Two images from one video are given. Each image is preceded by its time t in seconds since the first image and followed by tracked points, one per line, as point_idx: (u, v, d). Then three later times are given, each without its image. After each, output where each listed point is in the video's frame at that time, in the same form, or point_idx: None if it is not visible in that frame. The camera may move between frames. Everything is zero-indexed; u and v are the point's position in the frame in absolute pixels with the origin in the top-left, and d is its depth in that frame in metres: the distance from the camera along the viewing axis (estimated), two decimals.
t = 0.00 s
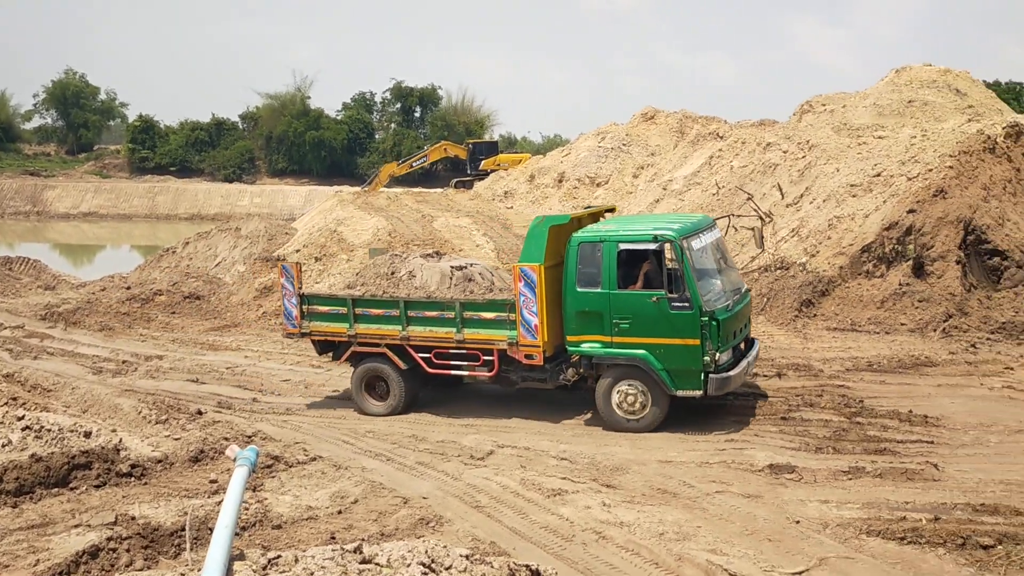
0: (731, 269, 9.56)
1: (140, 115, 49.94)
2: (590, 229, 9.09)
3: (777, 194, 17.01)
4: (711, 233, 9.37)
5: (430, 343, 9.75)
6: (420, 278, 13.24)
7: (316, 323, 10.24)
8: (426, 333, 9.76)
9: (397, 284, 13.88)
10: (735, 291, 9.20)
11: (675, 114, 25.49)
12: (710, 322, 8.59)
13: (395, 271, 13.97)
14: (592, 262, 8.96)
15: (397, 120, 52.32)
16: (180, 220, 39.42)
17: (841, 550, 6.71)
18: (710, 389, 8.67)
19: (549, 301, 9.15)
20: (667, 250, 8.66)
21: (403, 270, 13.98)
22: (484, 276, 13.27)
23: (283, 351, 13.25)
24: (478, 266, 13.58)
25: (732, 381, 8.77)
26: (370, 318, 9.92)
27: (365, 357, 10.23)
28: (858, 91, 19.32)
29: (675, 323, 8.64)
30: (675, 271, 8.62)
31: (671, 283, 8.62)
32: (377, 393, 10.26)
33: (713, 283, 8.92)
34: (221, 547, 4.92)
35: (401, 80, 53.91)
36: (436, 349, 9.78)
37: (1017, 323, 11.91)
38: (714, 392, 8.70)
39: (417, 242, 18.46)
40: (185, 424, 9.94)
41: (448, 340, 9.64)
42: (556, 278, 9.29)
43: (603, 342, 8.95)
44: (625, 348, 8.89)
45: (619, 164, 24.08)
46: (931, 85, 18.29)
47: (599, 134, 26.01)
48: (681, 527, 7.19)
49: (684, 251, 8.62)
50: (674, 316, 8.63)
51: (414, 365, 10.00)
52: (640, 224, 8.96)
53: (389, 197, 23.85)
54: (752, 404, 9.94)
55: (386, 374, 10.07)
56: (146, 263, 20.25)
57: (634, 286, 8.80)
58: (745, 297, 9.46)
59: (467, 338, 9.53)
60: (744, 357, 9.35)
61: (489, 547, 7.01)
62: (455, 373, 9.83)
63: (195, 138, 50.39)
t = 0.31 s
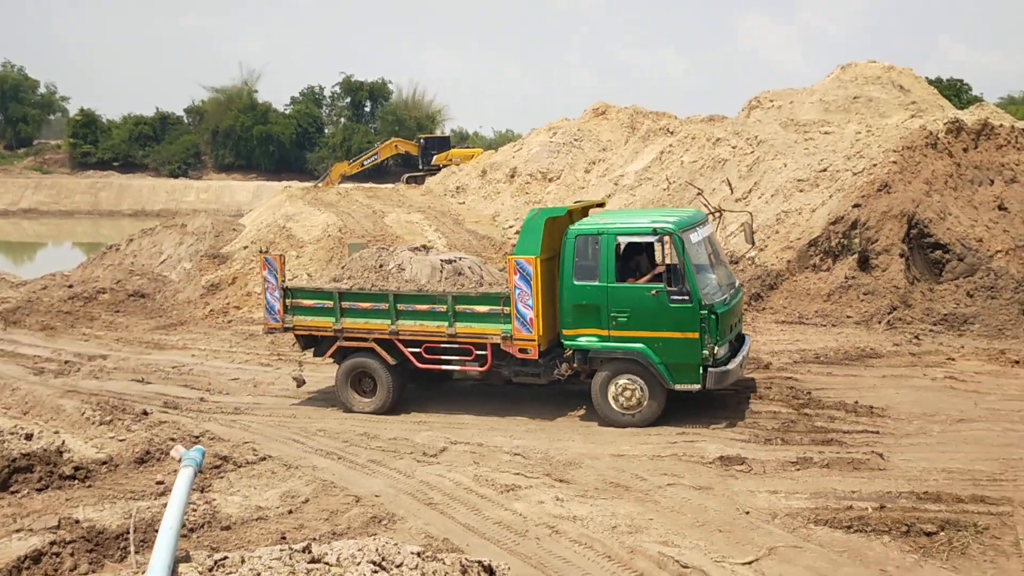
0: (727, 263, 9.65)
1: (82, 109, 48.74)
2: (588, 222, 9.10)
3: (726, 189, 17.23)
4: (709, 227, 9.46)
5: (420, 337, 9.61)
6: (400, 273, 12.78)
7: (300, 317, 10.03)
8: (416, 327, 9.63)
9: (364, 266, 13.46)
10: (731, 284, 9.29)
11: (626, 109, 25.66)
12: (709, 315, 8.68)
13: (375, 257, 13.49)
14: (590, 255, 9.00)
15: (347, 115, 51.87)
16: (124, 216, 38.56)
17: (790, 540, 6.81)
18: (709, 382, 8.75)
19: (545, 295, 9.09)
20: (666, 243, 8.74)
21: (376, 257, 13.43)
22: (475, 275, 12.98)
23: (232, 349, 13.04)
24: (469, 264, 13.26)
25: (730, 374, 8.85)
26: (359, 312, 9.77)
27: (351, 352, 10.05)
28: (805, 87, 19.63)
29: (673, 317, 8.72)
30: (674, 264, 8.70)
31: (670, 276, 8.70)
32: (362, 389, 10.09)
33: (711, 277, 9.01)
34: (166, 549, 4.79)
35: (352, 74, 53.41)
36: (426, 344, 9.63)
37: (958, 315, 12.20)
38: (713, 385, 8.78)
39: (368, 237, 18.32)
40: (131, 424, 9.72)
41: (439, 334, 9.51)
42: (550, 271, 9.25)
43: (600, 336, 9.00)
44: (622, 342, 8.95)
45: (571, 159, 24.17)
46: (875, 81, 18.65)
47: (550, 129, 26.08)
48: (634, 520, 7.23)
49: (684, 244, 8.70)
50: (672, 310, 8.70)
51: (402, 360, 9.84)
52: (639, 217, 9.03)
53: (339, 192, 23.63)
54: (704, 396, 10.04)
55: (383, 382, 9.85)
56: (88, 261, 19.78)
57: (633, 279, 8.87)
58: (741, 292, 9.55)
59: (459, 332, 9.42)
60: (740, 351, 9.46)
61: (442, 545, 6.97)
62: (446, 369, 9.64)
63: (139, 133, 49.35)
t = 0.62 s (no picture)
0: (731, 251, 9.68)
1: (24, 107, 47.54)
2: (597, 216, 9.00)
3: (680, 186, 17.40)
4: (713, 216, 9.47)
5: (424, 339, 9.43)
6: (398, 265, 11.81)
7: (296, 322, 9.76)
8: (420, 328, 9.44)
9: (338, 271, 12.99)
10: (738, 273, 9.32)
11: (580, 107, 25.78)
12: (724, 306, 8.70)
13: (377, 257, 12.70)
14: (600, 249, 8.92)
15: (300, 112, 51.36)
16: (70, 216, 37.69)
17: (744, 531, 6.89)
18: (724, 373, 8.79)
19: (554, 291, 8.96)
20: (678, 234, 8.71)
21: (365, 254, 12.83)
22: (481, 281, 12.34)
23: (183, 351, 12.82)
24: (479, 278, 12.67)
25: (743, 365, 8.91)
26: (359, 315, 9.54)
27: (352, 356, 9.83)
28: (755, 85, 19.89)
29: (688, 309, 8.69)
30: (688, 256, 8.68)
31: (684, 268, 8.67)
32: (361, 392, 9.81)
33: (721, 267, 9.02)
34: (114, 554, 4.71)
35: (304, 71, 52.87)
36: (431, 345, 9.45)
37: (905, 308, 12.45)
38: (728, 376, 8.83)
39: (322, 236, 18.16)
40: (79, 429, 9.50)
41: (445, 335, 9.34)
42: (558, 267, 9.12)
43: (614, 330, 8.93)
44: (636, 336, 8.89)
45: (526, 156, 24.20)
46: (824, 79, 18.97)
47: (505, 126, 26.11)
48: (591, 516, 7.26)
49: (697, 235, 8.67)
50: (687, 302, 8.68)
51: (405, 362, 9.66)
52: (648, 209, 8.96)
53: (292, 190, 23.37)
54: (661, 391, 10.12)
55: (393, 403, 9.68)
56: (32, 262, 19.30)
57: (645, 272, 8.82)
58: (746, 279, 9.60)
59: (467, 331, 9.27)
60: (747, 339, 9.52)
61: (399, 545, 6.93)
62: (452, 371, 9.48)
63: (85, 131, 48.33)
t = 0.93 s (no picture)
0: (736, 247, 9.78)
1: None
2: (608, 212, 9.02)
3: (639, 181, 17.50)
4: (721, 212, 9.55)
5: (430, 334, 9.33)
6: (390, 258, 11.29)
7: (295, 316, 9.55)
8: (425, 323, 9.33)
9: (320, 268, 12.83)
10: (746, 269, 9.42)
11: (540, 102, 25.83)
12: (736, 302, 8.79)
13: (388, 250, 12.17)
14: (612, 245, 8.95)
15: (257, 106, 50.77)
16: (20, 212, 36.83)
17: (703, 523, 6.95)
18: (735, 369, 8.88)
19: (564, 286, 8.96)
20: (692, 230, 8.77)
21: (366, 248, 12.71)
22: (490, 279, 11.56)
23: (138, 350, 12.60)
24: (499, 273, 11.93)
25: (754, 361, 9.01)
26: (362, 309, 9.39)
27: (352, 351, 9.65)
28: (713, 80, 20.07)
29: (701, 305, 8.77)
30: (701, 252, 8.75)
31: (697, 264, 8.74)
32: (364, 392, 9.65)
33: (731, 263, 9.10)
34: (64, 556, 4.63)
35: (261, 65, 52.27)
36: (437, 340, 9.35)
37: (860, 301, 12.64)
38: (739, 371, 8.91)
39: (279, 233, 17.98)
40: (30, 430, 9.28)
41: (452, 330, 9.24)
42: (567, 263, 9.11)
43: (626, 326, 8.96)
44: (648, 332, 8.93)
45: (486, 151, 24.17)
46: (780, 75, 19.20)
47: (465, 121, 26.07)
48: (552, 510, 7.28)
49: (711, 231, 8.74)
50: (700, 298, 8.75)
51: (409, 358, 9.53)
52: (659, 205, 9.00)
53: (249, 185, 23.08)
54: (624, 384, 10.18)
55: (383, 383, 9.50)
56: None
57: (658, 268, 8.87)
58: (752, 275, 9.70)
59: (474, 327, 9.18)
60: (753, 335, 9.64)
61: (359, 543, 6.88)
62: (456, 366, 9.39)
63: (35, 126, 47.28)
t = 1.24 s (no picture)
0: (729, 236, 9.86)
1: None
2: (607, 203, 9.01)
3: (593, 174, 17.62)
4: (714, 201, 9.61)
5: (430, 328, 9.22)
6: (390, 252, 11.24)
7: (290, 314, 9.36)
8: (425, 318, 9.22)
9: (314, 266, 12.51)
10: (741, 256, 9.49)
11: (495, 96, 25.89)
12: (736, 290, 8.85)
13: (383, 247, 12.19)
14: (613, 235, 8.93)
15: (207, 99, 50.03)
16: None
17: (656, 512, 7.07)
18: (736, 356, 8.94)
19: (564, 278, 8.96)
20: (691, 220, 8.79)
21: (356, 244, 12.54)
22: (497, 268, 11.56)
23: (86, 346, 12.38)
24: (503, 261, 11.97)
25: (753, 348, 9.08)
26: (359, 305, 9.24)
27: (349, 348, 9.51)
28: (665, 75, 20.29)
29: (702, 293, 8.80)
30: (702, 241, 8.77)
31: (698, 253, 8.75)
32: (365, 386, 9.55)
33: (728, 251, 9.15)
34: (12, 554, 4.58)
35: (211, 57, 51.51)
36: (437, 335, 9.26)
37: (809, 292, 12.90)
38: (739, 359, 8.98)
39: (232, 226, 17.77)
40: None
41: (453, 324, 9.15)
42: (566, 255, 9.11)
43: (627, 317, 8.97)
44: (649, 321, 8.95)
45: (440, 145, 24.15)
46: (731, 70, 19.47)
47: (419, 115, 26.02)
48: (508, 501, 7.34)
49: (710, 219, 8.77)
50: (702, 287, 8.78)
51: (408, 354, 9.42)
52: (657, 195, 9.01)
53: (200, 179, 22.75)
54: (581, 375, 10.29)
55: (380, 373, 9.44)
56: None
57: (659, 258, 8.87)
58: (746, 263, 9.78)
59: (475, 320, 9.11)
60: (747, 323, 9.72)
61: (316, 537, 6.86)
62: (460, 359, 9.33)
63: None
